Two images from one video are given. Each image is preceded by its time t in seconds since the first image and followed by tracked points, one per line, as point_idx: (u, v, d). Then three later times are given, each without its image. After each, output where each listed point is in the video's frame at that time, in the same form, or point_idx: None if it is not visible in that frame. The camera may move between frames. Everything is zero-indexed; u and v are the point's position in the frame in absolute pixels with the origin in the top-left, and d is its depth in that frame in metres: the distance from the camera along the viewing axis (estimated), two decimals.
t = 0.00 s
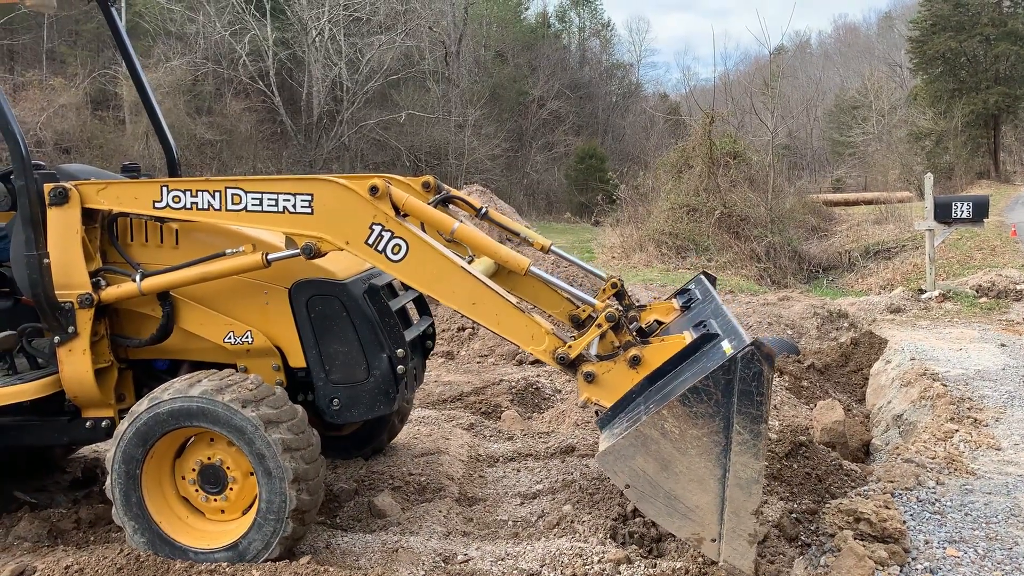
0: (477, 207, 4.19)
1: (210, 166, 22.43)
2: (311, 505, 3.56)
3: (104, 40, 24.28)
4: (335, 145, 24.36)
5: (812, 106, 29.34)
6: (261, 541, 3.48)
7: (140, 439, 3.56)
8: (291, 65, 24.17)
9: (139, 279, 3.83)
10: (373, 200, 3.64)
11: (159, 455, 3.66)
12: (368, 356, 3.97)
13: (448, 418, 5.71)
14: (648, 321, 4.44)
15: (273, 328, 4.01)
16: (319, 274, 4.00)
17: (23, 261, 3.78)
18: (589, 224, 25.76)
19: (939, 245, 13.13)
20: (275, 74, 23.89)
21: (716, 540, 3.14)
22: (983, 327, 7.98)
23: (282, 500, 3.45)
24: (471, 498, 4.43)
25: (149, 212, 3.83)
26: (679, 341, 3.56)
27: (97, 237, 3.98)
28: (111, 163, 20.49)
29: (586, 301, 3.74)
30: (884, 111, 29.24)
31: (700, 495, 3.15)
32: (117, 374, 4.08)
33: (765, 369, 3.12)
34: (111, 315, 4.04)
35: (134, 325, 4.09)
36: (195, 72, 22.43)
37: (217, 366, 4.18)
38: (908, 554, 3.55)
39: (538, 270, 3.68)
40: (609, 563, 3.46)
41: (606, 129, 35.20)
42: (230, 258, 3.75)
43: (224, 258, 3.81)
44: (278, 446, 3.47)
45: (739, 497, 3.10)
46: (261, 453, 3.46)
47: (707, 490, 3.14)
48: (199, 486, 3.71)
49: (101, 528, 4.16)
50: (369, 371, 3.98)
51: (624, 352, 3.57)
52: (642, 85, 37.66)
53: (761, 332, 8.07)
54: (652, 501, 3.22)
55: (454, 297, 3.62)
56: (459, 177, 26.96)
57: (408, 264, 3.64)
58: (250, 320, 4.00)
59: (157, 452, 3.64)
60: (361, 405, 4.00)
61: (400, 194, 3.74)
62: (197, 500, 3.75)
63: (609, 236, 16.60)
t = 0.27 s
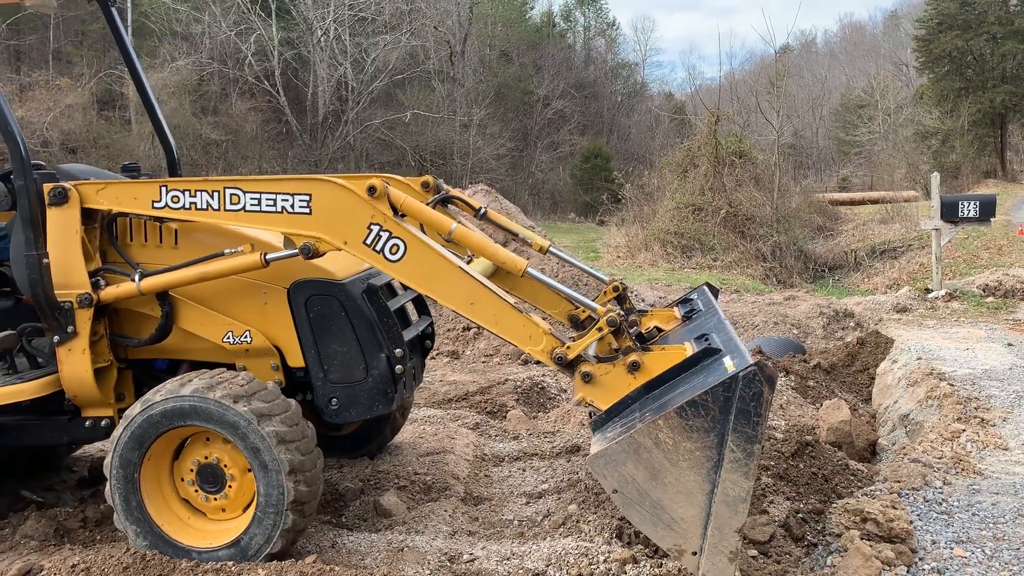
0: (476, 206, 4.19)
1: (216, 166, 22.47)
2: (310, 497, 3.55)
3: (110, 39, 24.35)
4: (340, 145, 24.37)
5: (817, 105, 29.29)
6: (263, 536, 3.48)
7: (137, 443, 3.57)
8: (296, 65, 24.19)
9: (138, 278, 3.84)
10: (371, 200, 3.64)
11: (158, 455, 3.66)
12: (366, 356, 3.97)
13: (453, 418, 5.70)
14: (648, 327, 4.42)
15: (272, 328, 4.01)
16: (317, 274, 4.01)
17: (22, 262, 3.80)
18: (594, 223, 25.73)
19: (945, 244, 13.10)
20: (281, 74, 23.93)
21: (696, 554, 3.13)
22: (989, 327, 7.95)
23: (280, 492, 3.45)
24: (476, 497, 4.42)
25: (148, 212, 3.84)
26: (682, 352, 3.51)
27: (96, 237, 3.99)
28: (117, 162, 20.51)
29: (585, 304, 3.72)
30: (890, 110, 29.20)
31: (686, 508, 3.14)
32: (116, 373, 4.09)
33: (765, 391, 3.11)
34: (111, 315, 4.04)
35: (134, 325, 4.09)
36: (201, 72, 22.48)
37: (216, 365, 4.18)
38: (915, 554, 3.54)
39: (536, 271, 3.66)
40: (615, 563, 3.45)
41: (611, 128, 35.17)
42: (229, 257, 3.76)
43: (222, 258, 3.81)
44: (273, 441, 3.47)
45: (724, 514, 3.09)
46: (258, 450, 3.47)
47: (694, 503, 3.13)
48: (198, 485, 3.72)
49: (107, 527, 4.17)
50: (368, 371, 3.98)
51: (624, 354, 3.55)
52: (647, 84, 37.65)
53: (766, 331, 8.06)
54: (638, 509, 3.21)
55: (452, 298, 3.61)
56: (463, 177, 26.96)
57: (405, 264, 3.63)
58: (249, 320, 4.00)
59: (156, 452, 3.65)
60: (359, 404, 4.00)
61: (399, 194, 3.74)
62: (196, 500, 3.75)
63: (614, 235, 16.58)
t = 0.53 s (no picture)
0: (477, 207, 4.20)
1: (225, 165, 22.54)
2: (311, 487, 3.56)
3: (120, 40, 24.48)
4: (348, 145, 24.40)
5: (826, 104, 29.19)
6: (267, 529, 3.48)
7: (136, 445, 3.59)
8: (304, 65, 24.22)
9: (140, 278, 3.85)
10: (372, 199, 3.64)
11: (160, 453, 3.68)
12: (367, 356, 3.98)
13: (461, 418, 5.70)
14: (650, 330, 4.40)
15: (274, 328, 4.02)
16: (319, 274, 4.01)
17: (25, 262, 3.82)
18: (602, 223, 25.71)
19: (955, 244, 13.05)
20: (289, 74, 24.00)
21: (685, 560, 3.12)
22: (1001, 327, 7.92)
23: (281, 483, 3.47)
24: (484, 497, 4.42)
25: (150, 211, 3.84)
26: (683, 359, 3.50)
27: (99, 237, 4.00)
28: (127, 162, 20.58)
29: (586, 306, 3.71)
30: (900, 109, 29.10)
31: (677, 514, 3.13)
32: (119, 372, 4.10)
33: (766, 405, 3.10)
34: (113, 314, 4.05)
35: (136, 324, 4.10)
36: (209, 72, 22.57)
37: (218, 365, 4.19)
38: (926, 555, 3.53)
39: (537, 272, 3.66)
40: (622, 563, 3.44)
41: (619, 128, 35.14)
42: (230, 257, 3.76)
43: (223, 258, 3.82)
44: (272, 437, 3.49)
45: (715, 524, 3.09)
46: (259, 446, 3.49)
47: (685, 510, 3.13)
48: (200, 483, 3.72)
49: (116, 526, 4.19)
50: (369, 370, 3.98)
51: (626, 355, 3.54)
52: (655, 83, 37.64)
53: (775, 331, 8.05)
54: (629, 511, 3.20)
55: (453, 298, 3.61)
56: (471, 177, 26.97)
57: (406, 263, 3.63)
58: (250, 319, 4.01)
59: (158, 450, 3.66)
60: (360, 403, 4.00)
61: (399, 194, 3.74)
62: (199, 498, 3.76)
63: (622, 235, 16.57)
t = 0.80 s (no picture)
0: (482, 206, 4.19)
1: (236, 167, 22.67)
2: (313, 477, 3.57)
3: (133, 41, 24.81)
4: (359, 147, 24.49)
5: (838, 105, 29.08)
6: (273, 523, 3.48)
7: (137, 450, 3.61)
8: (315, 67, 24.32)
9: (145, 279, 3.86)
10: (376, 199, 3.65)
11: (164, 453, 3.69)
12: (370, 358, 3.98)
13: (472, 419, 5.70)
14: (654, 328, 4.36)
15: (278, 329, 4.03)
16: (323, 276, 4.02)
17: (32, 264, 3.86)
18: (613, 224, 25.68)
19: (968, 246, 12.97)
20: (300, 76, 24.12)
21: (687, 555, 3.12)
22: (1015, 330, 7.86)
23: (285, 478, 3.47)
24: (495, 498, 4.42)
25: (156, 212, 3.86)
26: (687, 355, 3.49)
27: (105, 239, 4.02)
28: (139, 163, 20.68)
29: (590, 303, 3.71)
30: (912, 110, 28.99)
31: (681, 510, 3.13)
32: (125, 373, 4.12)
33: (769, 400, 3.10)
34: (119, 315, 4.07)
35: (142, 325, 4.12)
36: (221, 74, 22.71)
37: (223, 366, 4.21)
38: (939, 559, 3.52)
39: (538, 270, 3.66)
40: (633, 565, 3.43)
41: (629, 129, 35.13)
42: (234, 257, 3.77)
43: (227, 258, 3.83)
44: (274, 435, 3.49)
45: (718, 518, 3.08)
46: (261, 443, 3.49)
47: (688, 505, 3.12)
48: (204, 483, 3.73)
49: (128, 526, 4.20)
50: (372, 372, 3.99)
51: (631, 353, 3.53)
52: (666, 84, 37.65)
53: (787, 333, 8.03)
54: (632, 506, 3.20)
55: (456, 296, 3.61)
56: (481, 178, 26.99)
57: (409, 262, 3.64)
58: (254, 321, 4.03)
59: (161, 450, 3.67)
60: (364, 405, 4.01)
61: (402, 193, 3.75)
62: (203, 499, 3.77)
63: (633, 236, 16.57)
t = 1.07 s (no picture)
0: (482, 190, 4.21)
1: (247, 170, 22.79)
2: (311, 464, 3.59)
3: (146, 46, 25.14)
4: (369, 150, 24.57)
5: (850, 108, 28.93)
6: (275, 514, 3.50)
7: (136, 458, 3.64)
8: (326, 70, 24.38)
9: (146, 279, 3.89)
10: (373, 182, 3.66)
11: (165, 452, 3.72)
12: (370, 360, 3.99)
13: (482, 422, 5.70)
14: (661, 302, 4.36)
15: (278, 330, 4.04)
16: (323, 276, 4.02)
17: (34, 267, 3.90)
18: (623, 227, 25.64)
19: (982, 249, 12.89)
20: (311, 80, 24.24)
21: (704, 518, 3.20)
22: None
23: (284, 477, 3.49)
24: (505, 502, 4.42)
25: (157, 211, 3.88)
26: (693, 320, 3.50)
27: (107, 241, 4.05)
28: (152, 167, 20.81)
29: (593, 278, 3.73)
30: (924, 113, 28.81)
31: (694, 472, 3.21)
32: (127, 375, 4.14)
33: (777, 355, 3.16)
34: (121, 318, 4.10)
35: (144, 327, 4.14)
36: (233, 77, 22.83)
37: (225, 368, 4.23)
38: (953, 565, 3.50)
39: (539, 246, 3.68)
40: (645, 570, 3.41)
41: (640, 132, 35.10)
42: (234, 254, 3.79)
43: (226, 254, 3.83)
44: (272, 432, 3.51)
45: (733, 479, 3.16)
46: (260, 441, 3.51)
47: (702, 467, 3.20)
48: (204, 483, 3.75)
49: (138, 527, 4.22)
50: (372, 373, 4.00)
51: (635, 325, 3.53)
52: (677, 87, 37.61)
53: (799, 336, 8.02)
54: (646, 472, 3.28)
55: (460, 275, 3.63)
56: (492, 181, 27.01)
57: (410, 244, 3.66)
58: (255, 322, 4.04)
59: (161, 451, 3.70)
60: (364, 406, 4.02)
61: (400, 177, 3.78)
62: (204, 499, 3.79)
63: (643, 239, 16.57)
